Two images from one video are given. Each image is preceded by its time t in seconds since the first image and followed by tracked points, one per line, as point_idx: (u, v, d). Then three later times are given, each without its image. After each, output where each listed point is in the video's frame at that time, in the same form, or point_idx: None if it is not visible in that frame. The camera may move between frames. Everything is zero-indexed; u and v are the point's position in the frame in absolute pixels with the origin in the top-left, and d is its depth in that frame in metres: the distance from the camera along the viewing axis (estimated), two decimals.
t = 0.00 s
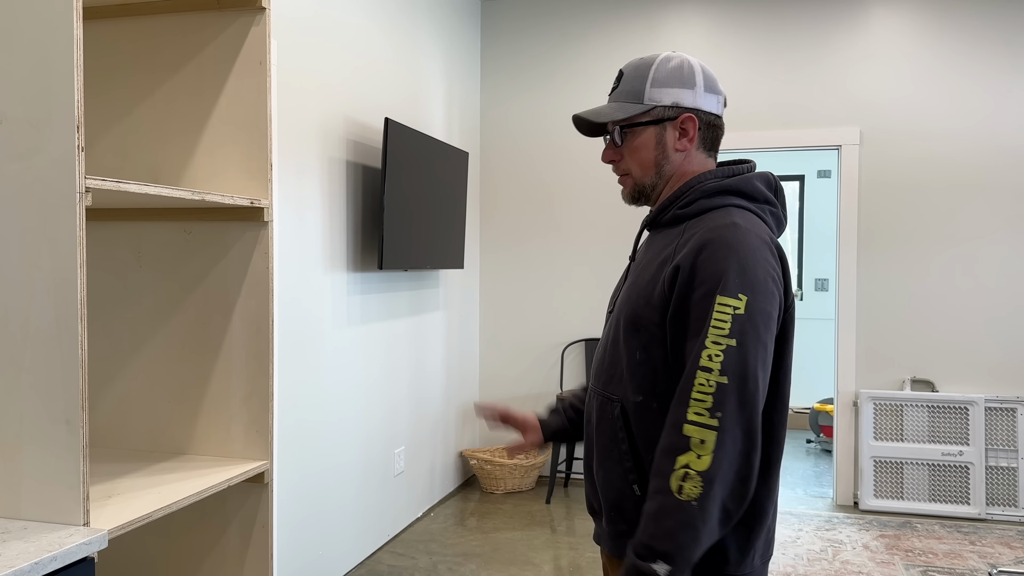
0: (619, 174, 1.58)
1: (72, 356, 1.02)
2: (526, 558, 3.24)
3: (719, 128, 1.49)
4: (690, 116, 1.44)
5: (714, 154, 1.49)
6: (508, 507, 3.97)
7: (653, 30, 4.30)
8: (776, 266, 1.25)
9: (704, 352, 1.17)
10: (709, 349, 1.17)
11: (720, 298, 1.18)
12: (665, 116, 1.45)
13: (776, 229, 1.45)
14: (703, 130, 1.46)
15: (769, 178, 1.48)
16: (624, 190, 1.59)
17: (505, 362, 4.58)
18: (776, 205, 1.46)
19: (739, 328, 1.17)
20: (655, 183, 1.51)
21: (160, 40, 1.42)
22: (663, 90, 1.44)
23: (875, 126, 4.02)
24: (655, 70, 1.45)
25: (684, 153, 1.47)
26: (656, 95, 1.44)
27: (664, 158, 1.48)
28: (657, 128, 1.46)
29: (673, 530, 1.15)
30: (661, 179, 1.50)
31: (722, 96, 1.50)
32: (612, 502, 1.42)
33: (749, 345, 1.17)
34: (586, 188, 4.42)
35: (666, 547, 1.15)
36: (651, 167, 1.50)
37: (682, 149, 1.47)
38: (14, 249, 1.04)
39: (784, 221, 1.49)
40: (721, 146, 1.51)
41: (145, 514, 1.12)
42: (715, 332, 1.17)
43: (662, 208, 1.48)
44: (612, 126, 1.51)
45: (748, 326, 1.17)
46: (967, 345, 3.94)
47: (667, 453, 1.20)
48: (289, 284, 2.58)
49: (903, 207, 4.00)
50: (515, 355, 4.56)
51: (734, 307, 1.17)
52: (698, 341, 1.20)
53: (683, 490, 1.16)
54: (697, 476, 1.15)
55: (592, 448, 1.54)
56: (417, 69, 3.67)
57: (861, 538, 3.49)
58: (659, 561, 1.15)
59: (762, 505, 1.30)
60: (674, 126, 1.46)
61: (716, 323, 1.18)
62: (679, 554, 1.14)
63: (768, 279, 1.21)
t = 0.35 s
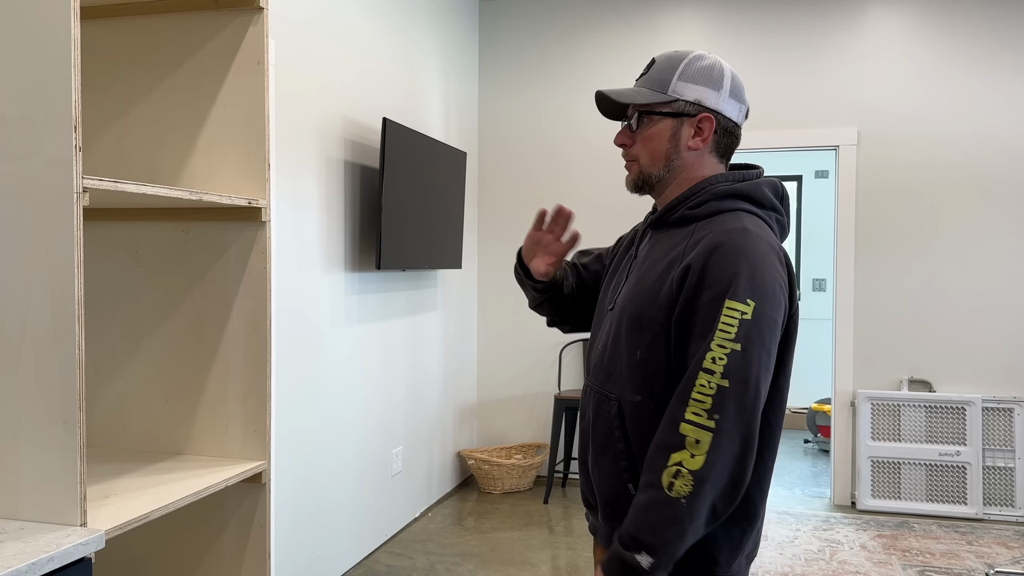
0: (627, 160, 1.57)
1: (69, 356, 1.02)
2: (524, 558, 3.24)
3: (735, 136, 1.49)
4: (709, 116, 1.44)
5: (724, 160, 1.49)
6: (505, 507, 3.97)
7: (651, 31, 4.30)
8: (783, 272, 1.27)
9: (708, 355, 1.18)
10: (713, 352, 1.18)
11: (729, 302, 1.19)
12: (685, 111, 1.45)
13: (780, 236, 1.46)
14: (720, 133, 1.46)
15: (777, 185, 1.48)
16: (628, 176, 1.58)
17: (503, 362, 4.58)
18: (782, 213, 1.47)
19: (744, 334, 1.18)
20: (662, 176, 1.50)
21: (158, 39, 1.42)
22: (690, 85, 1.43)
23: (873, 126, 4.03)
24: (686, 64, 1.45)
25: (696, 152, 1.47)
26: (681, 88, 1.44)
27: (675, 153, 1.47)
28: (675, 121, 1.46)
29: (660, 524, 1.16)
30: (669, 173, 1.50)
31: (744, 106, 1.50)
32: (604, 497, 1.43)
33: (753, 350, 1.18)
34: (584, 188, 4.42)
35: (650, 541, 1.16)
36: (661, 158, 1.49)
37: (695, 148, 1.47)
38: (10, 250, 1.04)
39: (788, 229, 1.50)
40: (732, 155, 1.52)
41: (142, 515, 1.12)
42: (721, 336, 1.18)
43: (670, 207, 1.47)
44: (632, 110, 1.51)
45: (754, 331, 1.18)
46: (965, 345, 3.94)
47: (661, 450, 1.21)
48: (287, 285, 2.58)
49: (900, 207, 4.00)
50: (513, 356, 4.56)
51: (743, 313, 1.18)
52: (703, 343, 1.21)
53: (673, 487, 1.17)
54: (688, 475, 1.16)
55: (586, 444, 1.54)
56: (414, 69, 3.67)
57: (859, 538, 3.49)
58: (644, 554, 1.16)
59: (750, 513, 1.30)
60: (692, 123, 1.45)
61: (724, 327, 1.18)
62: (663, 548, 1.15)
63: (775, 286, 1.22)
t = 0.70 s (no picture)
0: (629, 155, 1.56)
1: (67, 357, 1.02)
2: (523, 559, 3.24)
3: (738, 143, 1.50)
4: (715, 120, 1.45)
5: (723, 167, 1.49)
6: (504, 508, 3.97)
7: (650, 31, 4.31)
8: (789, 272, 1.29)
9: (743, 368, 1.19)
10: (747, 364, 1.19)
11: (749, 310, 1.20)
12: (692, 112, 1.45)
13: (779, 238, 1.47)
14: (723, 139, 1.46)
15: (777, 189, 1.48)
16: (627, 172, 1.57)
17: (502, 362, 4.58)
18: (780, 216, 1.47)
19: (769, 340, 1.20)
20: (661, 176, 1.50)
21: (157, 40, 1.42)
22: (699, 86, 1.44)
23: (872, 127, 4.03)
24: (698, 64, 1.46)
25: (697, 155, 1.47)
26: (690, 88, 1.44)
27: (678, 154, 1.47)
28: (680, 121, 1.46)
29: (744, 551, 1.17)
30: (668, 173, 1.49)
31: (749, 115, 1.51)
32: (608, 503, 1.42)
33: (779, 355, 1.20)
34: (582, 189, 4.43)
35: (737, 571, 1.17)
36: (663, 158, 1.49)
37: (697, 151, 1.47)
38: (8, 250, 1.04)
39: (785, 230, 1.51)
40: (732, 162, 1.52)
41: (141, 515, 1.11)
42: (751, 347, 1.18)
43: (672, 209, 1.46)
44: (639, 104, 1.51)
45: (778, 336, 1.20)
46: (964, 346, 3.94)
47: (719, 473, 1.20)
48: (285, 286, 2.58)
49: (899, 208, 4.01)
50: (512, 356, 4.56)
51: (766, 320, 1.20)
52: (728, 354, 1.22)
53: (745, 509, 1.18)
54: (758, 493, 1.18)
55: (583, 448, 1.52)
56: (413, 69, 3.67)
57: (858, 538, 3.49)
58: None
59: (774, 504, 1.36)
60: (697, 125, 1.46)
61: (750, 337, 1.19)
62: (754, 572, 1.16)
63: (787, 288, 1.24)
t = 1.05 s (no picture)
0: (630, 153, 1.56)
1: (68, 359, 1.02)
2: (523, 560, 3.24)
3: (739, 147, 1.51)
4: (719, 122, 1.45)
5: (724, 170, 1.50)
6: (504, 509, 3.97)
7: (650, 32, 4.31)
8: (790, 277, 1.30)
9: (731, 366, 1.20)
10: (736, 363, 1.19)
11: (747, 311, 1.21)
12: (697, 113, 1.45)
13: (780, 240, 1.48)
14: (726, 141, 1.47)
15: (777, 191, 1.49)
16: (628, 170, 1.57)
17: (502, 363, 4.58)
18: (781, 218, 1.49)
19: (763, 342, 1.20)
20: (662, 175, 1.50)
21: (157, 41, 1.42)
22: (704, 87, 1.44)
23: (871, 128, 4.04)
24: (704, 66, 1.46)
25: (699, 156, 1.47)
26: (695, 89, 1.44)
27: (680, 154, 1.47)
28: (684, 121, 1.46)
29: (700, 542, 1.18)
30: (669, 173, 1.49)
31: (753, 119, 1.52)
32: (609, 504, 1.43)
33: (772, 358, 1.21)
34: (583, 190, 4.43)
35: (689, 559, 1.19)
36: (665, 157, 1.49)
37: (699, 152, 1.47)
38: (9, 250, 1.04)
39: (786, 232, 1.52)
40: (733, 165, 1.53)
41: (142, 516, 1.12)
42: (742, 347, 1.19)
43: (672, 211, 1.45)
44: (643, 101, 1.50)
45: (772, 339, 1.20)
46: (963, 346, 3.95)
47: (691, 465, 1.22)
48: (286, 287, 2.58)
49: (899, 208, 4.01)
50: (513, 357, 4.56)
51: (761, 322, 1.20)
52: (722, 354, 1.22)
53: (708, 503, 1.19)
54: (723, 490, 1.19)
55: (584, 448, 1.53)
56: (413, 70, 3.67)
57: (858, 539, 3.50)
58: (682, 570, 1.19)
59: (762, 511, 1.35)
60: (701, 126, 1.46)
61: (743, 337, 1.20)
62: (705, 565, 1.18)
63: (786, 292, 1.25)
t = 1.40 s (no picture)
0: (621, 162, 1.56)
1: (71, 360, 1.02)
2: (524, 561, 3.23)
3: (730, 140, 1.50)
4: (706, 120, 1.45)
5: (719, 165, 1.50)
6: (506, 510, 3.97)
7: (651, 33, 4.31)
8: (779, 271, 1.28)
9: (713, 360, 1.19)
10: (717, 357, 1.19)
11: (729, 305, 1.20)
12: (683, 114, 1.45)
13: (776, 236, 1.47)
14: (715, 137, 1.47)
15: (771, 187, 1.49)
16: (622, 180, 1.58)
17: (503, 364, 4.58)
18: (777, 214, 1.47)
19: (747, 336, 1.19)
20: (657, 178, 1.51)
21: (158, 42, 1.42)
22: (687, 88, 1.44)
23: (872, 129, 4.04)
24: (684, 66, 1.46)
25: (691, 155, 1.47)
26: (678, 91, 1.44)
27: (672, 156, 1.47)
28: (671, 124, 1.46)
29: (680, 535, 1.18)
30: (665, 176, 1.50)
31: (740, 109, 1.51)
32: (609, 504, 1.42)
33: (757, 351, 1.19)
34: (584, 190, 4.43)
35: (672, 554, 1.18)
36: (657, 162, 1.49)
37: (690, 151, 1.47)
38: (12, 251, 1.04)
39: (782, 228, 1.51)
40: (725, 159, 1.53)
41: (144, 517, 1.12)
42: (723, 340, 1.19)
43: (665, 210, 1.46)
44: (628, 111, 1.50)
45: (756, 333, 1.19)
46: (964, 347, 3.94)
47: (676, 458, 1.22)
48: (287, 287, 2.58)
49: (901, 209, 4.01)
50: (514, 357, 4.56)
51: (745, 315, 1.19)
52: (706, 348, 1.22)
53: (688, 495, 1.19)
54: (703, 483, 1.18)
55: (585, 450, 1.53)
56: (415, 71, 3.67)
57: (859, 540, 3.49)
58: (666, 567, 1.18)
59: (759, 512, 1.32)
60: (688, 126, 1.46)
61: (725, 331, 1.19)
62: (687, 559, 1.17)
63: (773, 285, 1.23)
